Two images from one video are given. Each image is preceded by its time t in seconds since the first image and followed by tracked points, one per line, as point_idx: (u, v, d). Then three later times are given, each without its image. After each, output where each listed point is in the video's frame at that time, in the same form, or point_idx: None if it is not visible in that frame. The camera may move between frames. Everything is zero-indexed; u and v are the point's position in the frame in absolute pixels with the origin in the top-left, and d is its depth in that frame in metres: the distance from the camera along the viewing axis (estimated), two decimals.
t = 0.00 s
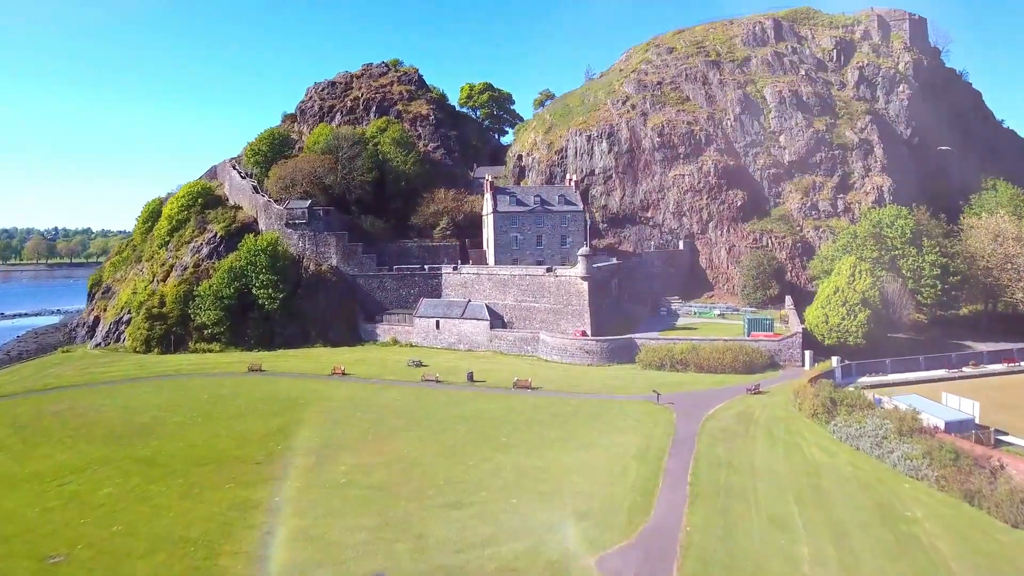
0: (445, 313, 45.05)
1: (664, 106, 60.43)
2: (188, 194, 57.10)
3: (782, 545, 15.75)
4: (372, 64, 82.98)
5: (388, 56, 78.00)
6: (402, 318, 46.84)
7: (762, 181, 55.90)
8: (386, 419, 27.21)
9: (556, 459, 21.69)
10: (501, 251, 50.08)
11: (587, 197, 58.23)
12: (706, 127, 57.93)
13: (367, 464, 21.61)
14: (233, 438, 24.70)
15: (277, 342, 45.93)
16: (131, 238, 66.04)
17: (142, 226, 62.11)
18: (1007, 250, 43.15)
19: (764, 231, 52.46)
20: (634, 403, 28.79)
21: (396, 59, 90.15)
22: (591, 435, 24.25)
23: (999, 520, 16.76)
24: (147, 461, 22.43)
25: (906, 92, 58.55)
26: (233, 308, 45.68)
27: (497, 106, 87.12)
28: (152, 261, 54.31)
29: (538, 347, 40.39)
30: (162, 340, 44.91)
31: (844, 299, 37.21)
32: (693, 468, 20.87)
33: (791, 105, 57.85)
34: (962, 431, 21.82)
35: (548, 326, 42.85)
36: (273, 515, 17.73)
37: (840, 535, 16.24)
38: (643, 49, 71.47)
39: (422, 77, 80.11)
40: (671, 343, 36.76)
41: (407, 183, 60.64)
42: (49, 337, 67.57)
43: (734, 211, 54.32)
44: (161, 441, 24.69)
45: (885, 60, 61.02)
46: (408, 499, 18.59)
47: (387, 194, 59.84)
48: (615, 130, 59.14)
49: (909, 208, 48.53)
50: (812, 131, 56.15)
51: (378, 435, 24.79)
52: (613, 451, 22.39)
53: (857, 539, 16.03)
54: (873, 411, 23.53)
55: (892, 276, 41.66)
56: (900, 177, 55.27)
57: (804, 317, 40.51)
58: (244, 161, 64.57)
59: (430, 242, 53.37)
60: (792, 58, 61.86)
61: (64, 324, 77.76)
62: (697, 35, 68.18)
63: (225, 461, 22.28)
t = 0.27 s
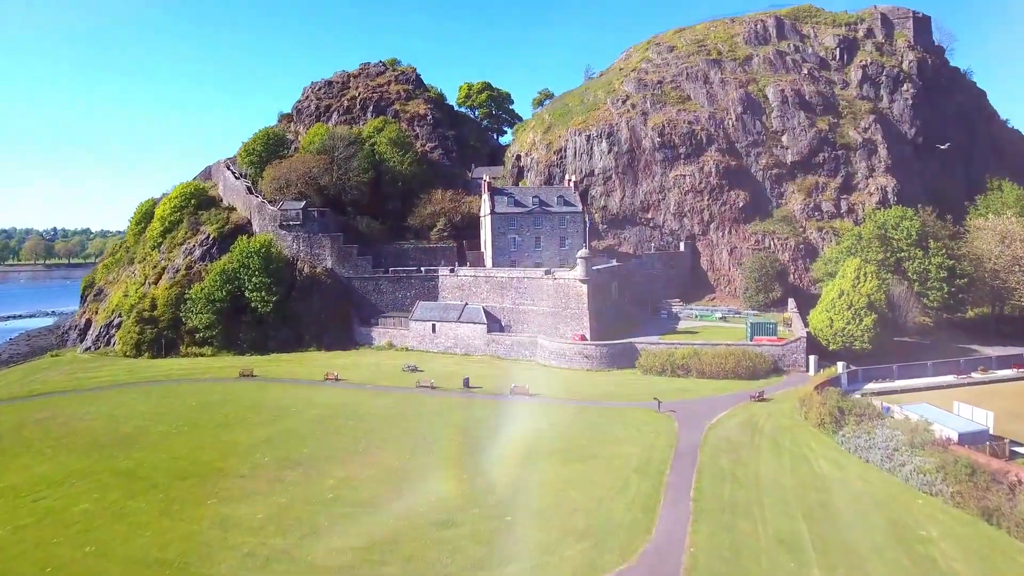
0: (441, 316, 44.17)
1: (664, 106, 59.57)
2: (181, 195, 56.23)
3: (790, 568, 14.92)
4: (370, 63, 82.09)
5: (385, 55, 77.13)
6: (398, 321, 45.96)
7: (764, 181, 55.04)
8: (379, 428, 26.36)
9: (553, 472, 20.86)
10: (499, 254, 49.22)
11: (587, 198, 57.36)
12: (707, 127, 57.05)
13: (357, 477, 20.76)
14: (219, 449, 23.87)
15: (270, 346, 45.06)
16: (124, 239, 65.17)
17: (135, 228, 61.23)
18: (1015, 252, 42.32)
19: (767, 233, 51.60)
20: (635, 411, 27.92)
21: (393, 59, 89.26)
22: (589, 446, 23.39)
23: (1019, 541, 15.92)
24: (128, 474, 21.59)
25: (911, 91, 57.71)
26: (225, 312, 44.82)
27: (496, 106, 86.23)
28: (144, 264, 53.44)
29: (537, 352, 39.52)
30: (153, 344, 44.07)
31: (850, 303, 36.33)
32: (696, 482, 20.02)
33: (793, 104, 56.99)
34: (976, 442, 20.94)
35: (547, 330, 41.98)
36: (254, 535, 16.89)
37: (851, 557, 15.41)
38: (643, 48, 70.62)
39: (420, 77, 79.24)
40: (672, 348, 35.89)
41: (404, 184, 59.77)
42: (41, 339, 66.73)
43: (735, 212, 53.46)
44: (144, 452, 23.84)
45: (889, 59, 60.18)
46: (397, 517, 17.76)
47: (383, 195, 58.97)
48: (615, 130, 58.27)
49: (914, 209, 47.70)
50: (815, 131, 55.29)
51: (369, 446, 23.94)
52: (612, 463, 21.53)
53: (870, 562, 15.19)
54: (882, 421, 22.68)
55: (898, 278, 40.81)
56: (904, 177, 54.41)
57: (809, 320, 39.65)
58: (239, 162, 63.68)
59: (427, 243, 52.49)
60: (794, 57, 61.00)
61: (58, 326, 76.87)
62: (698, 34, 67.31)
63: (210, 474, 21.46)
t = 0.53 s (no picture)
0: (438, 320, 43.30)
1: (665, 105, 58.71)
2: (174, 196, 55.37)
3: None
4: (367, 62, 81.20)
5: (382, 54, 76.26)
6: (394, 325, 45.11)
7: (766, 182, 54.18)
8: (371, 437, 25.51)
9: (551, 486, 20.04)
10: (497, 256, 48.35)
11: (586, 199, 56.50)
12: (708, 127, 56.18)
13: (346, 492, 19.95)
14: (204, 461, 23.01)
15: (263, 350, 44.21)
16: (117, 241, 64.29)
17: (127, 229, 60.36)
18: None
19: (769, 234, 50.76)
20: (636, 420, 27.07)
21: (391, 58, 88.43)
22: (588, 457, 22.56)
23: None
24: (108, 488, 20.75)
25: (915, 90, 56.89)
26: (217, 315, 43.97)
27: (494, 105, 85.35)
28: (136, 266, 52.57)
29: (535, 356, 38.67)
30: (143, 348, 43.23)
31: (856, 306, 35.47)
32: (700, 497, 19.20)
33: (796, 103, 56.13)
34: (991, 455, 20.10)
35: (546, 334, 41.12)
36: (237, 556, 16.10)
37: None
38: (643, 46, 69.75)
39: (417, 76, 78.36)
40: (674, 353, 35.04)
41: (401, 184, 58.89)
42: (34, 342, 65.92)
43: (737, 213, 52.61)
44: (127, 464, 23.00)
45: (892, 58, 59.34)
46: (387, 536, 16.95)
47: (379, 195, 58.10)
48: (615, 130, 57.41)
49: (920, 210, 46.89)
50: (818, 131, 54.43)
51: (360, 458, 23.10)
52: (613, 477, 20.71)
53: None
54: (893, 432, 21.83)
55: (904, 281, 39.97)
56: (909, 177, 53.57)
57: (813, 324, 38.80)
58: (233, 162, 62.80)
59: (424, 245, 51.62)
60: (797, 56, 60.13)
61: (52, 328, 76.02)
62: (699, 32, 66.45)
63: (193, 488, 20.61)
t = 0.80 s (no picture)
0: (434, 323, 42.41)
1: (665, 104, 57.85)
2: (166, 197, 54.45)
3: None
4: (364, 62, 80.31)
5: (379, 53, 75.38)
6: (389, 328, 44.22)
7: (769, 182, 53.29)
8: (361, 448, 24.63)
9: (547, 502, 19.18)
10: (494, 258, 47.44)
11: (586, 200, 55.60)
12: (710, 127, 55.32)
13: (333, 508, 19.09)
14: (186, 474, 22.12)
15: (255, 354, 43.31)
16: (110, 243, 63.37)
17: (120, 231, 59.42)
18: None
19: (772, 236, 49.90)
20: (636, 429, 26.18)
21: (389, 58, 87.54)
22: (586, 470, 21.68)
23: None
24: (85, 504, 19.87)
25: (919, 89, 56.05)
26: (208, 319, 43.08)
27: (493, 105, 84.45)
28: (128, 268, 51.66)
29: (533, 361, 37.79)
30: (133, 353, 42.35)
31: (862, 310, 34.58)
32: (702, 513, 18.34)
33: (798, 103, 55.26)
34: (1008, 469, 19.24)
35: (544, 338, 40.23)
36: None
37: None
38: (643, 45, 68.88)
39: (415, 75, 77.47)
40: (675, 358, 34.16)
41: (397, 185, 58.00)
42: (26, 344, 65.02)
43: (739, 214, 51.73)
44: (106, 476, 22.12)
45: (896, 56, 58.50)
46: (373, 557, 16.10)
47: (375, 196, 57.20)
48: (614, 130, 56.53)
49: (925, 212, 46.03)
50: (821, 130, 53.54)
51: (349, 470, 22.22)
52: (611, 491, 19.83)
53: None
54: (904, 444, 20.97)
55: (910, 284, 39.09)
56: (913, 178, 52.70)
57: (817, 328, 37.92)
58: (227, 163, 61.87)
59: (420, 247, 50.71)
60: (799, 55, 59.25)
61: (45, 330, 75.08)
62: (700, 31, 65.58)
63: (173, 503, 19.72)
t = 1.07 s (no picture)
0: (430, 327, 41.55)
1: (666, 103, 56.99)
2: (158, 198, 53.57)
3: None
4: (361, 61, 79.43)
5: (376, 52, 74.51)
6: (384, 332, 43.36)
7: (771, 182, 52.40)
8: (352, 458, 23.78)
9: (544, 518, 18.35)
10: (491, 260, 46.55)
11: (585, 201, 54.71)
12: (711, 126, 54.45)
13: (320, 525, 18.26)
14: (168, 487, 21.26)
15: (248, 358, 42.44)
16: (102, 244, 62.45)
17: (112, 232, 58.53)
18: None
19: (774, 238, 49.02)
20: (636, 438, 25.32)
21: (386, 57, 86.69)
22: (584, 482, 20.84)
23: None
24: (60, 520, 19.01)
25: (923, 88, 55.20)
26: (199, 322, 42.22)
27: (491, 105, 83.58)
28: (119, 270, 50.77)
29: (531, 366, 36.93)
30: (123, 357, 41.50)
31: (867, 315, 33.69)
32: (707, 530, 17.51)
33: (801, 102, 54.40)
34: None
35: (542, 342, 39.36)
36: None
37: None
38: (643, 44, 68.03)
39: (412, 74, 76.61)
40: (676, 364, 33.31)
41: (393, 185, 57.12)
42: (18, 347, 64.14)
43: (741, 215, 50.86)
44: (85, 490, 21.27)
45: (900, 55, 57.65)
46: None
47: (371, 197, 56.32)
48: (614, 129, 55.66)
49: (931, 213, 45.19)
50: (824, 130, 52.68)
51: (338, 482, 21.37)
52: (611, 507, 18.97)
53: None
54: (916, 456, 20.12)
55: (916, 287, 38.21)
56: (917, 178, 51.83)
57: (821, 333, 37.03)
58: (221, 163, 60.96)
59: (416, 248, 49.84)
60: (801, 53, 58.39)
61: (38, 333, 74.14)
62: (700, 29, 64.69)
63: (153, 519, 18.88)
